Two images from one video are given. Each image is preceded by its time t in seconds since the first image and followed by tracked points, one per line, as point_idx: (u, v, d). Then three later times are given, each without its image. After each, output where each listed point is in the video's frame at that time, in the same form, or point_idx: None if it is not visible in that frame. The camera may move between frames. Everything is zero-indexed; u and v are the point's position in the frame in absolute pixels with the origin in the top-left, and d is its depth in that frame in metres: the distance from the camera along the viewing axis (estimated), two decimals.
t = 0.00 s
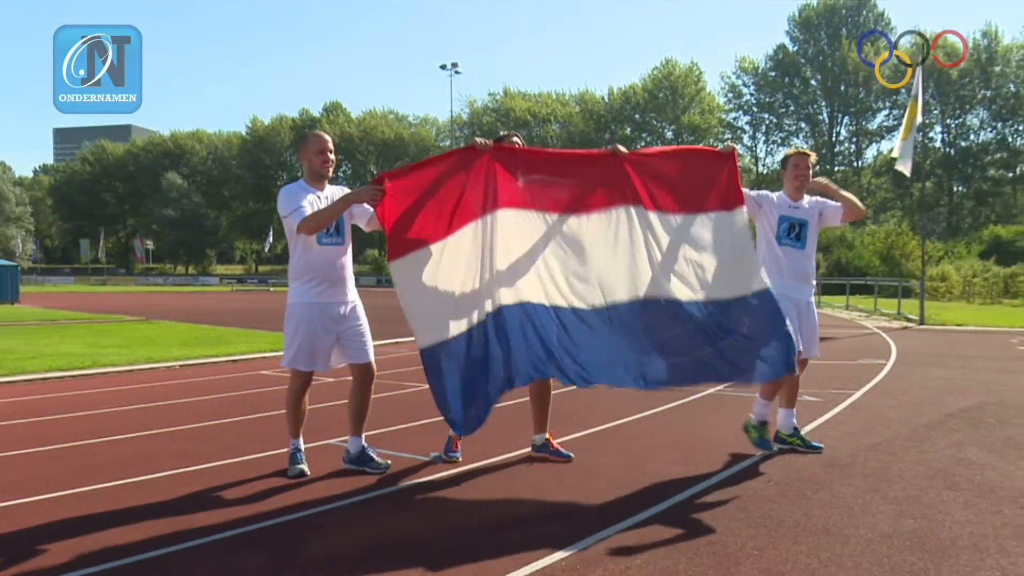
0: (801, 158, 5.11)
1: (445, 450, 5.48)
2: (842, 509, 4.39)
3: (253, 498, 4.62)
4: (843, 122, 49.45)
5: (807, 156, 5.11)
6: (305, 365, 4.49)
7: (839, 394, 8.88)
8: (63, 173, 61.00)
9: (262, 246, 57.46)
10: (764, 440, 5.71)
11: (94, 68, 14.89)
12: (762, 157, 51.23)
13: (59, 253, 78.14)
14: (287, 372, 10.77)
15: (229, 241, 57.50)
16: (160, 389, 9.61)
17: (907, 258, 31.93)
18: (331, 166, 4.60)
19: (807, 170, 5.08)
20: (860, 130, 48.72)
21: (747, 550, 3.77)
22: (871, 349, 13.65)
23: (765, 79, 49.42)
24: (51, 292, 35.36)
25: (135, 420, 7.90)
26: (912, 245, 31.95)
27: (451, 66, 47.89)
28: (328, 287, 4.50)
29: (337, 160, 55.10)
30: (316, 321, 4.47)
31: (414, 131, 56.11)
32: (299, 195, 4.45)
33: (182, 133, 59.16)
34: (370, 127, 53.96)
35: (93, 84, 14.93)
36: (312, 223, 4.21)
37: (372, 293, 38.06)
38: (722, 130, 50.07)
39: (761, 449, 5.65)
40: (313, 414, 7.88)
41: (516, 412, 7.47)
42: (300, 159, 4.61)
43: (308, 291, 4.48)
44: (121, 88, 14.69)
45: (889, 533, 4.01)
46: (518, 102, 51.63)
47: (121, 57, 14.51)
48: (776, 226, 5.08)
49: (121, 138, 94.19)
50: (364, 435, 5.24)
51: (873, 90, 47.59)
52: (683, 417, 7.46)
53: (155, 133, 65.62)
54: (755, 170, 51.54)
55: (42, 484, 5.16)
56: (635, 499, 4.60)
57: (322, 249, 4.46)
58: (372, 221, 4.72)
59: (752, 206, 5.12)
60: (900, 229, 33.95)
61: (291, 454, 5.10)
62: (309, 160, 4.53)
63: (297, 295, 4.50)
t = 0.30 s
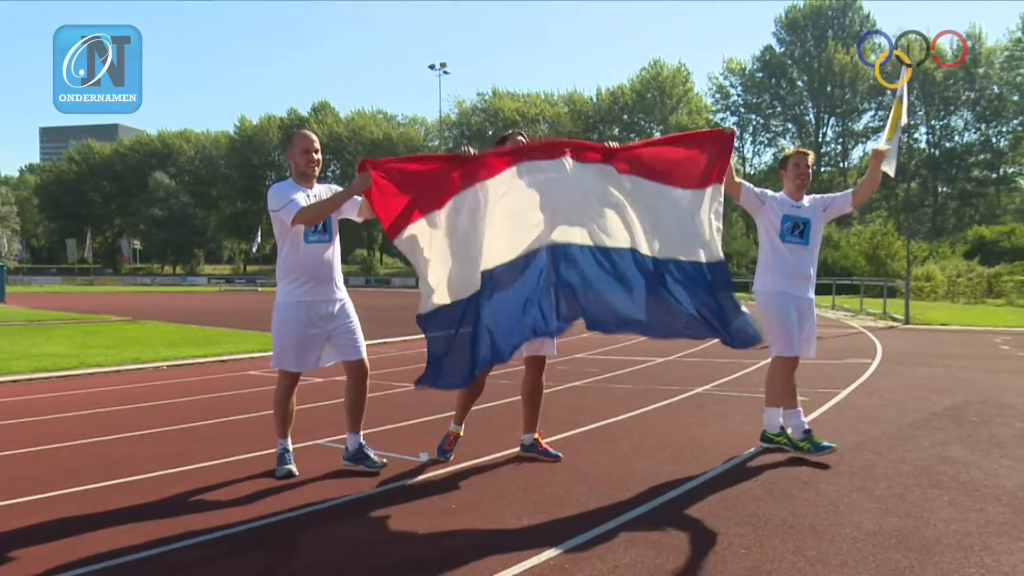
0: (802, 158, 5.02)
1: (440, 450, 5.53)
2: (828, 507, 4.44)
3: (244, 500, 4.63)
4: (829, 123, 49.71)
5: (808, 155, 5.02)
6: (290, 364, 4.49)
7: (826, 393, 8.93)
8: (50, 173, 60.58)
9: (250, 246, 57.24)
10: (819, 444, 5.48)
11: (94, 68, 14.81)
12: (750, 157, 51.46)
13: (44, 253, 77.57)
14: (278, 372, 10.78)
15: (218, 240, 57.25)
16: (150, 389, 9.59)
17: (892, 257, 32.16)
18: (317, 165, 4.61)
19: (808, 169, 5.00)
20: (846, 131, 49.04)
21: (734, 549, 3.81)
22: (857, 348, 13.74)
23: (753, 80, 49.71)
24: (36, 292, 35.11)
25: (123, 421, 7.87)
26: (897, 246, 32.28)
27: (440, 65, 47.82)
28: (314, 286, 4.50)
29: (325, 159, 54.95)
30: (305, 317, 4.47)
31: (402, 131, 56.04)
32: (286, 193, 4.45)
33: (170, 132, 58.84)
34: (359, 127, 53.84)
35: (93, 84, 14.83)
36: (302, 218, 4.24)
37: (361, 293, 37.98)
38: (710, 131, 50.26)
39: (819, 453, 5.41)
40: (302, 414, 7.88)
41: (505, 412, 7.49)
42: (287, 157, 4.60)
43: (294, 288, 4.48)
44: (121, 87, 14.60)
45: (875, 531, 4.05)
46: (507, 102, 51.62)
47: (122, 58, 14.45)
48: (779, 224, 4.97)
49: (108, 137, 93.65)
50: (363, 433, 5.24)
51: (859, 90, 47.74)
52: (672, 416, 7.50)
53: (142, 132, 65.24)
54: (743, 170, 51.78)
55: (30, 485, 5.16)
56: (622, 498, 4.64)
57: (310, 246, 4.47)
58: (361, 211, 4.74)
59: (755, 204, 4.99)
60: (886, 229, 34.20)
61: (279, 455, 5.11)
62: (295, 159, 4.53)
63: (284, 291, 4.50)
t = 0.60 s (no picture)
0: (794, 159, 5.06)
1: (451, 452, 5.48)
2: (811, 505, 4.48)
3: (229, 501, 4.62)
4: (812, 124, 50.01)
5: (800, 155, 5.08)
6: (280, 364, 4.50)
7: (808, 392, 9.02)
8: (31, 172, 59.99)
9: (235, 246, 56.99)
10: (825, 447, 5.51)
11: (94, 68, 14.68)
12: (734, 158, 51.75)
13: (25, 253, 76.71)
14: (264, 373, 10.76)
15: (202, 240, 56.86)
16: (137, 390, 9.56)
17: (874, 258, 32.44)
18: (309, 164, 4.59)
19: (799, 169, 5.05)
20: (829, 132, 49.41)
21: (719, 547, 3.84)
22: (838, 348, 13.85)
23: (736, 81, 49.99)
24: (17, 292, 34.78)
25: (104, 422, 7.81)
26: (879, 246, 32.56)
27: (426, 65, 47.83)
28: (306, 287, 4.48)
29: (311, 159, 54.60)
30: (295, 317, 4.47)
31: (388, 131, 55.91)
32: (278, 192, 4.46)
33: (154, 131, 58.42)
34: (344, 127, 53.64)
35: (93, 84, 14.71)
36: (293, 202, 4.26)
37: (346, 294, 37.91)
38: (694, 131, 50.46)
39: (826, 457, 5.44)
40: (285, 415, 7.84)
41: (490, 412, 7.52)
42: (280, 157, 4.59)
43: (284, 291, 4.48)
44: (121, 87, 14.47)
45: (857, 528, 4.10)
46: (492, 103, 51.60)
47: (122, 57, 14.33)
48: (776, 224, 4.99)
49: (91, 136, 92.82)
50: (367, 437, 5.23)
51: (841, 92, 47.98)
52: (657, 416, 7.55)
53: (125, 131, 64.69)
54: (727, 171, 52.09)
55: (13, 487, 5.12)
56: (607, 497, 4.68)
57: (299, 247, 4.46)
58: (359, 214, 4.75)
59: (752, 205, 5.01)
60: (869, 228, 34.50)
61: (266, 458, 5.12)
62: (285, 159, 4.52)
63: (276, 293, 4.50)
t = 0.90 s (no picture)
0: (783, 159, 5.13)
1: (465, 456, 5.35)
2: (792, 504, 4.53)
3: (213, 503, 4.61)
4: (793, 125, 50.33)
5: (789, 154, 5.13)
6: (276, 365, 4.49)
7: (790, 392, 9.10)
8: (11, 171, 59.30)
9: (218, 246, 56.58)
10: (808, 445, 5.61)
11: (93, 68, 14.56)
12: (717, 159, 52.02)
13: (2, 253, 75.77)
14: (250, 373, 10.73)
15: (185, 240, 56.42)
16: (118, 392, 9.47)
17: (854, 258, 32.71)
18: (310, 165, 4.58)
19: (788, 168, 5.10)
20: (810, 134, 49.82)
21: (701, 546, 3.87)
22: (820, 347, 13.96)
23: (719, 82, 50.22)
24: None
25: (87, 424, 7.74)
26: (859, 246, 32.81)
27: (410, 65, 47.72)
28: (304, 288, 4.48)
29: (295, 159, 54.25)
30: (294, 317, 4.46)
31: (371, 130, 55.72)
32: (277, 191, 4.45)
33: (136, 130, 57.96)
34: (328, 127, 53.38)
35: (93, 85, 14.62)
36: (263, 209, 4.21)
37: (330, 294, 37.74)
38: (676, 132, 50.70)
39: (811, 455, 5.54)
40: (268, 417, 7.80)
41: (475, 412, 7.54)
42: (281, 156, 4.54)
43: (283, 293, 4.47)
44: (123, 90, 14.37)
45: (838, 526, 4.15)
46: (476, 103, 51.53)
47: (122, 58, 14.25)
48: (773, 223, 5.03)
49: (72, 135, 91.94)
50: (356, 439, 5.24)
51: (822, 93, 48.33)
52: (641, 416, 7.60)
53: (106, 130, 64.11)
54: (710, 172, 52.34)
55: None
56: (592, 497, 4.71)
57: (297, 249, 4.44)
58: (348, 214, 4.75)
59: (747, 205, 5.03)
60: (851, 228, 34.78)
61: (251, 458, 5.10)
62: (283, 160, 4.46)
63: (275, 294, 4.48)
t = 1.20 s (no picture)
0: (769, 158, 5.17)
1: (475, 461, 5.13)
2: (773, 502, 4.58)
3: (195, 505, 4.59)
4: (775, 126, 50.62)
5: (775, 155, 5.18)
6: (282, 364, 4.47)
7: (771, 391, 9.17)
8: None
9: (201, 246, 56.20)
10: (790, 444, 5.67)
11: (94, 68, 14.60)
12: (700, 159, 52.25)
13: None
14: (232, 374, 10.69)
15: (167, 240, 55.93)
16: (100, 392, 9.39)
17: (835, 258, 32.97)
18: (313, 165, 4.57)
19: (775, 168, 5.15)
20: (792, 135, 50.15)
21: (683, 544, 3.91)
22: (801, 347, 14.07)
23: (701, 83, 50.43)
24: None
25: (69, 425, 7.69)
26: (840, 246, 33.09)
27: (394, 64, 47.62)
28: (308, 284, 4.45)
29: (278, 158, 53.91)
30: (299, 315, 4.43)
31: (355, 130, 55.54)
32: (278, 190, 4.45)
33: (117, 129, 57.45)
34: (312, 126, 53.07)
35: (93, 84, 14.59)
36: (258, 200, 4.22)
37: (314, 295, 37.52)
38: (660, 133, 50.88)
39: (794, 453, 5.59)
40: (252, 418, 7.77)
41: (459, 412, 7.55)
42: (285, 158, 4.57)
43: (287, 292, 4.45)
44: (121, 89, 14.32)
45: (818, 524, 4.20)
46: (460, 103, 51.43)
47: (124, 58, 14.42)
48: (763, 224, 5.08)
49: (52, 134, 91.00)
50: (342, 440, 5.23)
51: (803, 95, 48.67)
52: (624, 415, 7.64)
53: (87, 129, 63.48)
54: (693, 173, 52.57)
55: None
56: (577, 496, 4.73)
57: (299, 246, 4.44)
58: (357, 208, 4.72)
59: (737, 207, 5.07)
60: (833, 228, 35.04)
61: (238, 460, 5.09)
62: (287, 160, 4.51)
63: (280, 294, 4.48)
